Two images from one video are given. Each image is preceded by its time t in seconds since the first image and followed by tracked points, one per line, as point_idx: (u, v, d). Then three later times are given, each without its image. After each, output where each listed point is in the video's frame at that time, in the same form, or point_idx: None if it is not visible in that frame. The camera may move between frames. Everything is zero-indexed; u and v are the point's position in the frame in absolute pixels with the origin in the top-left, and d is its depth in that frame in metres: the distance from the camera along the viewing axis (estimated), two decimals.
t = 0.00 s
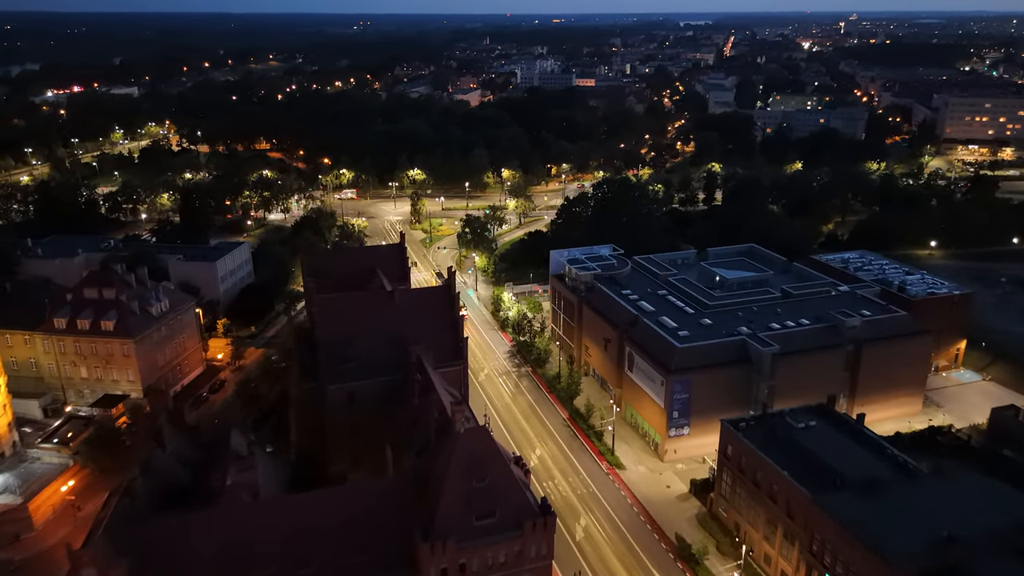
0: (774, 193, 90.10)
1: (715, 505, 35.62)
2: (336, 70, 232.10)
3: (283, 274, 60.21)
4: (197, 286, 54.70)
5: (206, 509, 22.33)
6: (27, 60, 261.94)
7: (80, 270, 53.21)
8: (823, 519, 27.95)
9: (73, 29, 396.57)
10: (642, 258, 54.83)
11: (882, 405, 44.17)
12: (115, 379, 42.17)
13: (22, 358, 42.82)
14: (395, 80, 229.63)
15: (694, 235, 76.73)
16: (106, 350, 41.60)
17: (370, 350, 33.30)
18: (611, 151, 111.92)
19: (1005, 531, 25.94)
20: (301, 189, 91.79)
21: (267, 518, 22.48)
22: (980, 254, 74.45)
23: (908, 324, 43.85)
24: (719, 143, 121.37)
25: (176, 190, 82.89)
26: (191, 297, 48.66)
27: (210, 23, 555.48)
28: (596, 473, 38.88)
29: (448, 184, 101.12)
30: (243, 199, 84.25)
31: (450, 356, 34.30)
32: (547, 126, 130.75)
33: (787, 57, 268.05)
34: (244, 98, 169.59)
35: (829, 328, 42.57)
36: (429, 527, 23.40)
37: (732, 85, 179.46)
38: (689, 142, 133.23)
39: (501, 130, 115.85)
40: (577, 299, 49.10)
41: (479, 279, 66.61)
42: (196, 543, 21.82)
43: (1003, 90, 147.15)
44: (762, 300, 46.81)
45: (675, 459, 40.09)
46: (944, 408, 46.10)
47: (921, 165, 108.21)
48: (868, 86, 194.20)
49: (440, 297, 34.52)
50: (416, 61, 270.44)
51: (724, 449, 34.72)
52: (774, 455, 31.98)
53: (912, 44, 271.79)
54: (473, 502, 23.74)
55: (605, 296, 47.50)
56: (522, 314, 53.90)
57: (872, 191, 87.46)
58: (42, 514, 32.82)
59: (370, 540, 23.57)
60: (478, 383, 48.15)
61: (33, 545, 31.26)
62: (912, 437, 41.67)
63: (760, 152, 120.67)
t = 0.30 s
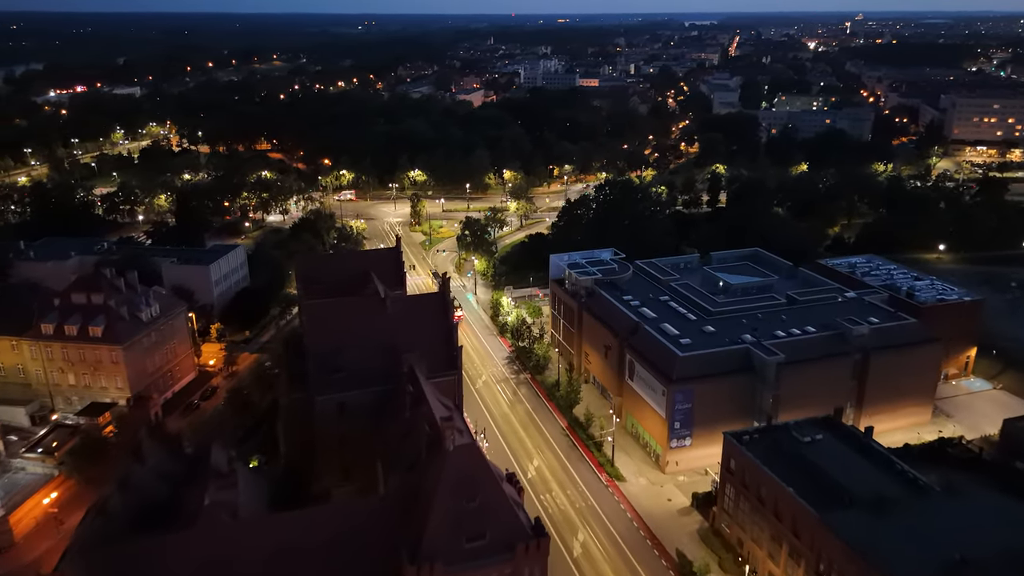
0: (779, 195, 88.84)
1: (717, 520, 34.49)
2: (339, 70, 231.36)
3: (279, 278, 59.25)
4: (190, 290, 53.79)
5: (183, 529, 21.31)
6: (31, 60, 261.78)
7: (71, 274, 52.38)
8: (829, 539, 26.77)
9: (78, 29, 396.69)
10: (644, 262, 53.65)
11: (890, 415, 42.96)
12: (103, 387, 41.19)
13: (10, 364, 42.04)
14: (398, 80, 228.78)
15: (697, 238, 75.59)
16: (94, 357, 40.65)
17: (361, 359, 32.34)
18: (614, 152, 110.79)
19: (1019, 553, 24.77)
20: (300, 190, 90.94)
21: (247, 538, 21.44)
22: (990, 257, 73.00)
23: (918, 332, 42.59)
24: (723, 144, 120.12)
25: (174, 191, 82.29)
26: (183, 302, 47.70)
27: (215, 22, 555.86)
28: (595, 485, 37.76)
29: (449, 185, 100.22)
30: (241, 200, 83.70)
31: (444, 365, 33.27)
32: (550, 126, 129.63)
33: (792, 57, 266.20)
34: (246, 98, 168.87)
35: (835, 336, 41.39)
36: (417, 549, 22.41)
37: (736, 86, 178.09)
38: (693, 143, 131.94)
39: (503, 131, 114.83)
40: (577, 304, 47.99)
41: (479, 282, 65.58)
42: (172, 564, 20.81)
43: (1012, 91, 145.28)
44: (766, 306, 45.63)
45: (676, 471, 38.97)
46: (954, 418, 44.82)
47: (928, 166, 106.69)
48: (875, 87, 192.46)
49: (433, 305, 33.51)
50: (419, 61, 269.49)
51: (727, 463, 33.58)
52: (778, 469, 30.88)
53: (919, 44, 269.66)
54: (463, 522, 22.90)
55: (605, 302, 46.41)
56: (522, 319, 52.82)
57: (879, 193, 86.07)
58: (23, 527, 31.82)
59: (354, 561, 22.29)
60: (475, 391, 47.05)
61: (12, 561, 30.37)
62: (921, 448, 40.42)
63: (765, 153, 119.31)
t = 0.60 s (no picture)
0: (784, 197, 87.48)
1: (720, 536, 33.29)
2: (342, 70, 230.66)
3: (275, 281, 58.32)
4: (183, 294, 52.86)
5: (157, 550, 20.24)
6: (34, 59, 261.33)
7: (62, 277, 51.52)
8: (835, 560, 25.56)
9: (83, 28, 396.85)
10: (645, 267, 52.51)
11: (899, 426, 41.71)
12: (91, 394, 40.24)
13: None
14: (401, 80, 227.87)
15: (701, 240, 74.43)
16: (81, 363, 39.70)
17: (351, 369, 31.14)
18: (617, 153, 109.63)
19: None
20: (299, 191, 90.18)
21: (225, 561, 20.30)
22: (999, 261, 71.63)
23: (928, 339, 41.36)
24: (728, 145, 118.89)
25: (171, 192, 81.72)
26: (175, 307, 46.69)
27: (219, 22, 556.00)
28: (593, 498, 36.63)
29: (450, 187, 99.22)
30: (239, 202, 82.86)
31: (437, 375, 32.17)
32: (553, 127, 128.53)
33: (798, 57, 264.37)
34: (248, 98, 168.12)
35: (842, 345, 40.18)
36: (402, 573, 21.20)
37: (741, 86, 176.64)
38: (697, 144, 130.59)
39: (506, 131, 113.82)
40: (577, 311, 46.85)
41: (478, 286, 64.53)
42: None
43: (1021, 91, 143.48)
44: (771, 313, 44.41)
45: (677, 483, 37.81)
46: (965, 429, 43.54)
47: (936, 168, 105.26)
48: (881, 87, 190.85)
49: (426, 312, 32.48)
50: (422, 61, 268.60)
51: (730, 478, 32.41)
52: (782, 485, 29.74)
53: (925, 44, 267.66)
54: (451, 545, 21.78)
55: (606, 308, 45.27)
56: (520, 325, 51.70)
57: (886, 196, 84.72)
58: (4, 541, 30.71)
59: None
60: (472, 399, 45.91)
61: None
62: (931, 460, 39.18)
63: (770, 154, 117.93)
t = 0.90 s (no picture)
0: (790, 200, 86.21)
1: (723, 553, 32.11)
2: (345, 70, 229.94)
3: (270, 285, 57.42)
4: (177, 298, 51.85)
5: None
6: (38, 59, 261.38)
7: (54, 280, 50.67)
8: None
9: (89, 28, 396.74)
10: (648, 271, 51.31)
11: (908, 438, 40.46)
12: (78, 402, 39.31)
13: None
14: (404, 80, 227.01)
15: (705, 243, 73.19)
16: (68, 370, 38.74)
17: (341, 381, 30.17)
18: (621, 155, 108.44)
19: None
20: (298, 193, 89.58)
21: None
22: (1010, 266, 70.12)
23: (938, 349, 40.11)
24: (733, 146, 117.59)
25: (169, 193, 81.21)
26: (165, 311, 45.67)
27: (224, 22, 556.72)
28: (592, 512, 35.51)
29: (451, 188, 98.16)
30: (238, 203, 81.99)
31: (429, 387, 31.08)
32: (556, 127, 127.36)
33: (804, 57, 262.52)
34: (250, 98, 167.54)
35: (850, 354, 38.99)
36: None
37: (746, 86, 175.16)
38: (701, 145, 129.37)
39: (508, 132, 112.71)
40: (577, 317, 45.70)
41: (477, 290, 63.44)
42: None
43: None
44: (776, 321, 43.22)
45: (679, 497, 36.66)
46: (976, 441, 42.24)
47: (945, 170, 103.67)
48: (888, 87, 188.96)
49: (419, 321, 31.28)
50: (426, 61, 267.73)
51: (733, 494, 31.21)
52: (787, 502, 28.55)
53: (932, 44, 265.35)
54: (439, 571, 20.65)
55: (606, 314, 44.12)
56: (519, 331, 50.59)
57: (893, 198, 83.26)
58: None
59: None
60: (469, 407, 44.87)
61: None
62: (942, 474, 37.90)
63: (775, 155, 116.64)
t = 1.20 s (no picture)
0: (795, 202, 84.87)
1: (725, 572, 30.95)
2: (348, 70, 229.15)
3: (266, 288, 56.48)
4: (170, 302, 50.94)
5: None
6: (42, 59, 261.45)
7: (46, 284, 49.83)
8: None
9: (95, 28, 396.63)
10: (650, 277, 50.18)
11: (918, 450, 39.27)
12: (64, 410, 38.31)
13: None
14: (407, 80, 225.86)
15: (710, 246, 71.95)
16: (54, 378, 37.76)
17: (329, 391, 29.07)
18: (624, 156, 107.25)
19: None
20: (297, 194, 88.80)
21: None
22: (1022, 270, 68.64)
23: (949, 359, 38.84)
24: (738, 147, 116.28)
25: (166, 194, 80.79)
26: (156, 317, 44.69)
27: (229, 22, 556.94)
28: (591, 527, 34.39)
29: (452, 190, 97.13)
30: (236, 204, 81.19)
31: (421, 399, 29.95)
32: (559, 128, 126.21)
33: (810, 58, 260.53)
34: (253, 98, 166.67)
35: (858, 364, 37.79)
36: None
37: (752, 87, 173.67)
38: (706, 146, 127.99)
39: (511, 132, 111.63)
40: (577, 323, 44.59)
41: (477, 294, 62.41)
42: None
43: None
44: (782, 329, 42.03)
45: (680, 512, 35.50)
46: (988, 453, 40.97)
47: (953, 172, 102.17)
48: (895, 87, 187.09)
49: (412, 330, 30.34)
50: (429, 61, 266.75)
51: (737, 511, 30.05)
52: (792, 520, 27.41)
53: (940, 44, 262.97)
54: None
55: (607, 321, 42.98)
56: (518, 337, 49.46)
57: (901, 201, 81.87)
58: None
59: None
60: (466, 416, 43.77)
61: None
62: (954, 488, 36.65)
63: (781, 157, 115.21)
